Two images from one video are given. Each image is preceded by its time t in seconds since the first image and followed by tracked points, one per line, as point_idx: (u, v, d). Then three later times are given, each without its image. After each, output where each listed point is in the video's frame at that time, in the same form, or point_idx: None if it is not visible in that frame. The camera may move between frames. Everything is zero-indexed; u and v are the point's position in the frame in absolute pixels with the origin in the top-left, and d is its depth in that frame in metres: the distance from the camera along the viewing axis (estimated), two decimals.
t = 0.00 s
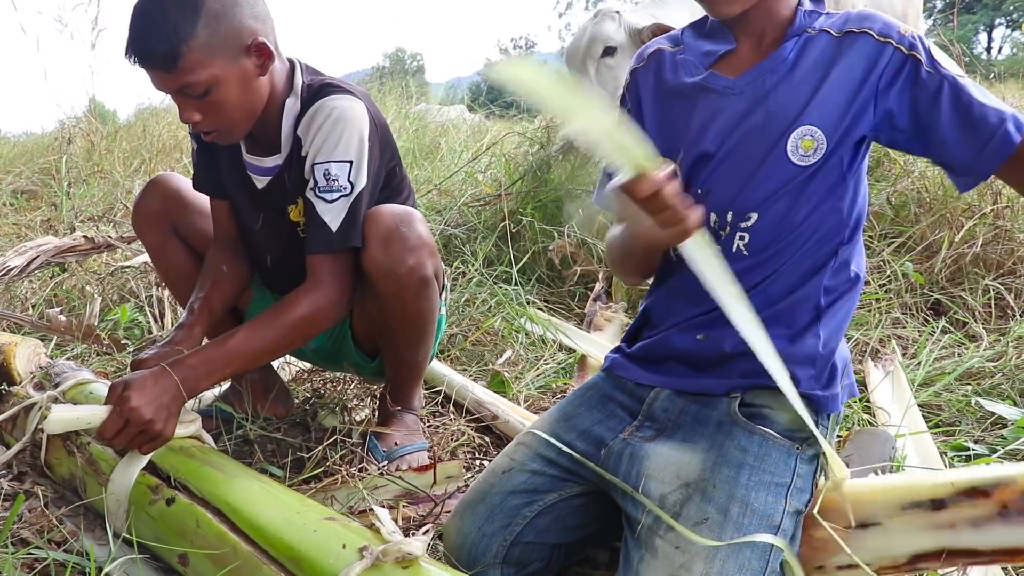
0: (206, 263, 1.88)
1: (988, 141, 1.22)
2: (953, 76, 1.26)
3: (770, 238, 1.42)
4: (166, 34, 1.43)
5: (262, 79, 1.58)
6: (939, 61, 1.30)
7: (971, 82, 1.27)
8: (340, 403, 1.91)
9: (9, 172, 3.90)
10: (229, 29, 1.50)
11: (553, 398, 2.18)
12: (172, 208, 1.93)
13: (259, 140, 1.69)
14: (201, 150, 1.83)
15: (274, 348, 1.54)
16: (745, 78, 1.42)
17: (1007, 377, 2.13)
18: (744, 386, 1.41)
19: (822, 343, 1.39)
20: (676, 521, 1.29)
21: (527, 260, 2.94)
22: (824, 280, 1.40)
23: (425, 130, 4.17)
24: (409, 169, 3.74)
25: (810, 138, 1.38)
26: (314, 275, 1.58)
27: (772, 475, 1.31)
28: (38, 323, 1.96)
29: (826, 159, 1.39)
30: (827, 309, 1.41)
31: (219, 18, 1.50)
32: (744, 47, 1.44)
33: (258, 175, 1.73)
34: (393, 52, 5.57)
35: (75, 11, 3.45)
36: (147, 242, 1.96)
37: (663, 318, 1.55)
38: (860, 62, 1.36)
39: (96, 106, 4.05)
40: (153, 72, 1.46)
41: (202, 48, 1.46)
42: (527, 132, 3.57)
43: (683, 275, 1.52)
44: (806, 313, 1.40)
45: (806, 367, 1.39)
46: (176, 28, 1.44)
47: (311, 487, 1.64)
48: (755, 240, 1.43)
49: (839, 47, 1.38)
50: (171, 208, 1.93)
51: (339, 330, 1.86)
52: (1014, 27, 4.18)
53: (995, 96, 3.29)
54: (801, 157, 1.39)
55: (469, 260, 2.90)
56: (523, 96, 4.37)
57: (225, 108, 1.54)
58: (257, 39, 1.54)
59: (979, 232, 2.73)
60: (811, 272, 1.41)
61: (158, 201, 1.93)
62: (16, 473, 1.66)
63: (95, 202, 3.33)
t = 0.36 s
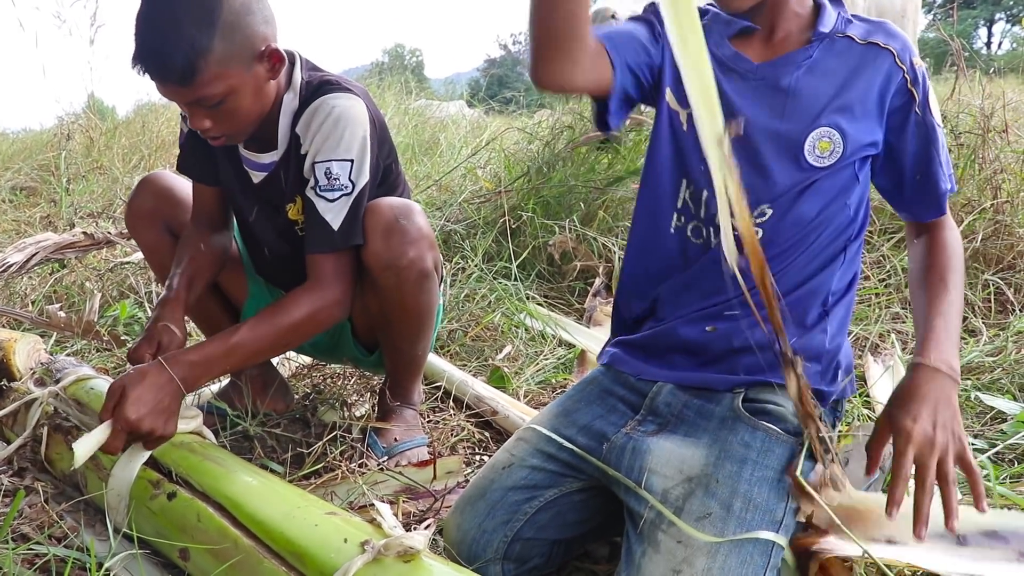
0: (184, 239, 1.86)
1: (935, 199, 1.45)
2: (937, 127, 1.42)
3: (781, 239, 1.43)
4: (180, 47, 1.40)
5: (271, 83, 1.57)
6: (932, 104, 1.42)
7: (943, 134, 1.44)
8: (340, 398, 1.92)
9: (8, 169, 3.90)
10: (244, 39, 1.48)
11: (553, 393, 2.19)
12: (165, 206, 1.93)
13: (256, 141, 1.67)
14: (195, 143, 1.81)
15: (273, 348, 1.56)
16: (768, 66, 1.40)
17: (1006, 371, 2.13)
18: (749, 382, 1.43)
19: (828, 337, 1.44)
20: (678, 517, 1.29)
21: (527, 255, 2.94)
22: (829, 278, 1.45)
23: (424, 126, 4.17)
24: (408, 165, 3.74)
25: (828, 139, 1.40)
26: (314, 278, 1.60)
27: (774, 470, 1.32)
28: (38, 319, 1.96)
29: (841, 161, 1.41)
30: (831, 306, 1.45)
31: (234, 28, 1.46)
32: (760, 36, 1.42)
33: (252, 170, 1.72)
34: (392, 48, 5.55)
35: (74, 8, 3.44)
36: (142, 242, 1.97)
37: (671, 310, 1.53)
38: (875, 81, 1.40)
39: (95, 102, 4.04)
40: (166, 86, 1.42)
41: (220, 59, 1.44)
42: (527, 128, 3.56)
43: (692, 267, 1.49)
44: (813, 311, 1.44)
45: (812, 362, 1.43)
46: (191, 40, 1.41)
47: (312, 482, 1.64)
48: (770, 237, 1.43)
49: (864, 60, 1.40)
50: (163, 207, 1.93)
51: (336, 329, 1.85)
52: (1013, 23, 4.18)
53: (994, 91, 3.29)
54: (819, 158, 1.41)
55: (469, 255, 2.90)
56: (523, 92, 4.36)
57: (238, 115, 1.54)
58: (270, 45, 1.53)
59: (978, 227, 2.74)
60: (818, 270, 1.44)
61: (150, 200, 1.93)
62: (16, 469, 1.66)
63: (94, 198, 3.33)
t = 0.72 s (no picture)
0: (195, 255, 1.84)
1: (903, 179, 1.29)
2: (914, 107, 1.30)
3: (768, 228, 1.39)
4: (191, 58, 1.39)
5: (274, 91, 1.57)
6: (913, 82, 1.31)
7: (931, 117, 1.31)
8: (340, 395, 1.91)
9: (6, 167, 3.90)
10: (252, 49, 1.47)
11: (552, 389, 2.19)
12: (164, 203, 1.92)
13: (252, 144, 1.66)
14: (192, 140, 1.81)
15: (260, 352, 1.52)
16: (755, 61, 1.43)
17: (1006, 367, 2.13)
18: (746, 377, 1.40)
19: (825, 333, 1.39)
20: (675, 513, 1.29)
21: (526, 252, 2.93)
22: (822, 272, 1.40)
23: (423, 123, 4.17)
24: (408, 162, 3.74)
25: (804, 118, 1.37)
26: (303, 282, 1.57)
27: (771, 465, 1.32)
28: (37, 317, 1.96)
29: (817, 141, 1.38)
30: (825, 301, 1.40)
31: (243, 39, 1.45)
32: (757, 32, 1.46)
33: (251, 174, 1.72)
34: (391, 44, 5.54)
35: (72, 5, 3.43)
36: (140, 238, 1.96)
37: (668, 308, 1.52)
38: (846, 61, 1.36)
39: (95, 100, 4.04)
40: (175, 96, 1.42)
41: (229, 71, 1.43)
42: (526, 124, 3.56)
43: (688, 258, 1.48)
44: (804, 306, 1.40)
45: (808, 357, 1.38)
46: (201, 50, 1.40)
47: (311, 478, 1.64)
48: (755, 221, 1.38)
49: (841, 41, 1.37)
50: (162, 204, 1.92)
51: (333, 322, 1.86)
52: (1013, 18, 4.18)
53: (994, 87, 3.29)
54: (793, 137, 1.38)
55: (469, 252, 2.90)
56: (522, 88, 4.36)
57: (242, 124, 1.54)
58: (277, 54, 1.52)
59: (978, 222, 2.73)
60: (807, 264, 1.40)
61: (148, 196, 1.92)
62: (16, 467, 1.66)
63: (94, 196, 3.33)
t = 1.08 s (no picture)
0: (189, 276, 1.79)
1: (937, 168, 1.25)
2: (936, 99, 1.27)
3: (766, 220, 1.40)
4: (175, 54, 1.39)
5: (266, 87, 1.56)
6: (930, 74, 1.29)
7: (951, 108, 1.28)
8: (341, 393, 1.91)
9: (8, 165, 3.90)
10: (238, 46, 1.46)
11: (553, 387, 2.19)
12: (167, 200, 1.93)
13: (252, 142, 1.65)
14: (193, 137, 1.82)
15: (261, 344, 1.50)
16: (758, 57, 1.43)
17: (1007, 364, 2.13)
18: (747, 373, 1.40)
19: (826, 331, 1.39)
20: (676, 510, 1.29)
21: (527, 249, 2.93)
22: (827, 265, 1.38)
23: (424, 121, 4.16)
24: (408, 159, 3.74)
25: (804, 113, 1.38)
26: (293, 276, 1.55)
27: (772, 462, 1.32)
28: (38, 315, 1.95)
29: (820, 136, 1.38)
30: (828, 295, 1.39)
31: (229, 35, 1.45)
32: (762, 31, 1.45)
33: (251, 174, 1.71)
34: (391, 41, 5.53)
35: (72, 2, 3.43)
36: (142, 235, 1.96)
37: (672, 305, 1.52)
38: (851, 57, 1.35)
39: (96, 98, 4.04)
40: (162, 95, 1.42)
41: (214, 66, 1.43)
42: (527, 122, 3.55)
43: (688, 252, 1.48)
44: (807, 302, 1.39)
45: (810, 355, 1.39)
46: (185, 46, 1.40)
47: (313, 476, 1.64)
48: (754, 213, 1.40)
49: (844, 39, 1.37)
50: (165, 201, 1.93)
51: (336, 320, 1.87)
52: (1013, 15, 4.17)
53: (995, 84, 3.28)
54: (794, 131, 1.39)
55: (470, 250, 2.90)
56: (522, 86, 4.35)
57: (234, 121, 1.53)
58: (265, 50, 1.51)
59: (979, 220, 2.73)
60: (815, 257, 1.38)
61: (151, 194, 1.93)
62: (18, 465, 1.66)
63: (95, 193, 3.33)
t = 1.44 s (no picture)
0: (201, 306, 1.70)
1: (961, 181, 1.28)
2: (952, 112, 1.30)
3: (774, 227, 1.40)
4: (138, 37, 1.40)
5: (241, 70, 1.55)
6: (944, 86, 1.33)
7: (963, 118, 1.32)
8: (342, 393, 1.90)
9: (10, 164, 3.90)
10: (202, 24, 1.47)
11: (554, 387, 2.19)
12: (164, 199, 1.92)
13: (242, 130, 1.68)
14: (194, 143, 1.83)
15: (274, 268, 1.43)
16: (765, 62, 1.42)
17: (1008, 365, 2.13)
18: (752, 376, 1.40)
19: (833, 333, 1.39)
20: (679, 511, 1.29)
21: (528, 249, 2.93)
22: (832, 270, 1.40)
23: (425, 121, 4.16)
24: (409, 159, 3.74)
25: (820, 123, 1.37)
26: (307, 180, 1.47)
27: (776, 464, 1.33)
28: (39, 314, 1.95)
29: (834, 145, 1.38)
30: (834, 300, 1.40)
31: (191, 13, 1.45)
32: (762, 35, 1.45)
33: (244, 165, 1.74)
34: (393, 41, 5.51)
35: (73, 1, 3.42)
36: (140, 235, 1.95)
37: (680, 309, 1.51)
38: (869, 65, 1.36)
39: (98, 97, 4.04)
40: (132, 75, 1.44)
41: (177, 43, 1.43)
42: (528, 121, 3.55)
43: (697, 257, 1.48)
44: (813, 305, 1.39)
45: (815, 358, 1.39)
46: (148, 25, 1.41)
47: (313, 476, 1.64)
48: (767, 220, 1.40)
49: (860, 48, 1.37)
50: (163, 200, 1.92)
51: (334, 317, 1.89)
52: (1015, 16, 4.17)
53: (996, 84, 3.28)
54: (809, 142, 1.38)
55: (470, 250, 2.91)
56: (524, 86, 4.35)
57: (210, 104, 1.53)
58: (234, 30, 1.50)
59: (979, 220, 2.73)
60: (822, 262, 1.40)
61: (148, 193, 1.92)
62: (18, 464, 1.66)
63: (95, 193, 3.33)
